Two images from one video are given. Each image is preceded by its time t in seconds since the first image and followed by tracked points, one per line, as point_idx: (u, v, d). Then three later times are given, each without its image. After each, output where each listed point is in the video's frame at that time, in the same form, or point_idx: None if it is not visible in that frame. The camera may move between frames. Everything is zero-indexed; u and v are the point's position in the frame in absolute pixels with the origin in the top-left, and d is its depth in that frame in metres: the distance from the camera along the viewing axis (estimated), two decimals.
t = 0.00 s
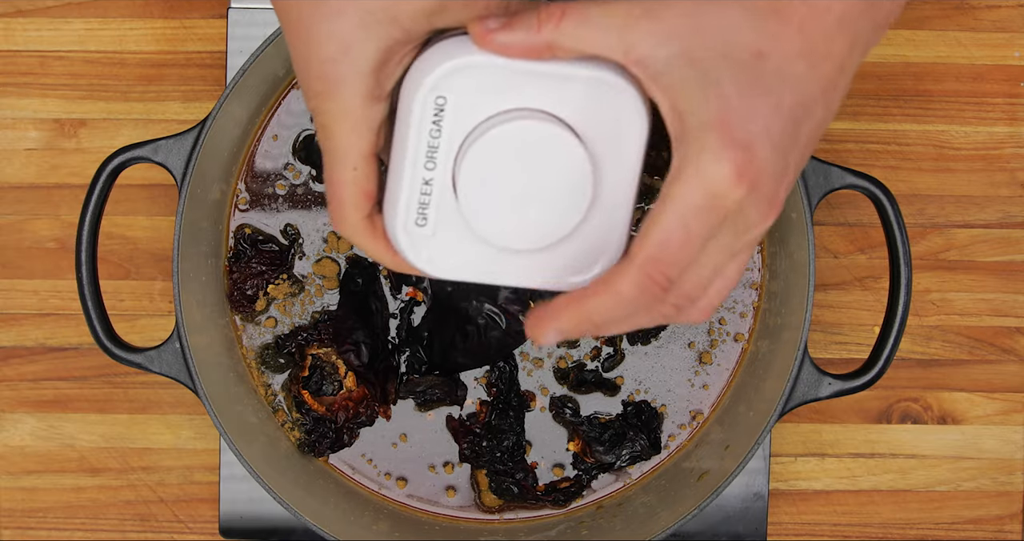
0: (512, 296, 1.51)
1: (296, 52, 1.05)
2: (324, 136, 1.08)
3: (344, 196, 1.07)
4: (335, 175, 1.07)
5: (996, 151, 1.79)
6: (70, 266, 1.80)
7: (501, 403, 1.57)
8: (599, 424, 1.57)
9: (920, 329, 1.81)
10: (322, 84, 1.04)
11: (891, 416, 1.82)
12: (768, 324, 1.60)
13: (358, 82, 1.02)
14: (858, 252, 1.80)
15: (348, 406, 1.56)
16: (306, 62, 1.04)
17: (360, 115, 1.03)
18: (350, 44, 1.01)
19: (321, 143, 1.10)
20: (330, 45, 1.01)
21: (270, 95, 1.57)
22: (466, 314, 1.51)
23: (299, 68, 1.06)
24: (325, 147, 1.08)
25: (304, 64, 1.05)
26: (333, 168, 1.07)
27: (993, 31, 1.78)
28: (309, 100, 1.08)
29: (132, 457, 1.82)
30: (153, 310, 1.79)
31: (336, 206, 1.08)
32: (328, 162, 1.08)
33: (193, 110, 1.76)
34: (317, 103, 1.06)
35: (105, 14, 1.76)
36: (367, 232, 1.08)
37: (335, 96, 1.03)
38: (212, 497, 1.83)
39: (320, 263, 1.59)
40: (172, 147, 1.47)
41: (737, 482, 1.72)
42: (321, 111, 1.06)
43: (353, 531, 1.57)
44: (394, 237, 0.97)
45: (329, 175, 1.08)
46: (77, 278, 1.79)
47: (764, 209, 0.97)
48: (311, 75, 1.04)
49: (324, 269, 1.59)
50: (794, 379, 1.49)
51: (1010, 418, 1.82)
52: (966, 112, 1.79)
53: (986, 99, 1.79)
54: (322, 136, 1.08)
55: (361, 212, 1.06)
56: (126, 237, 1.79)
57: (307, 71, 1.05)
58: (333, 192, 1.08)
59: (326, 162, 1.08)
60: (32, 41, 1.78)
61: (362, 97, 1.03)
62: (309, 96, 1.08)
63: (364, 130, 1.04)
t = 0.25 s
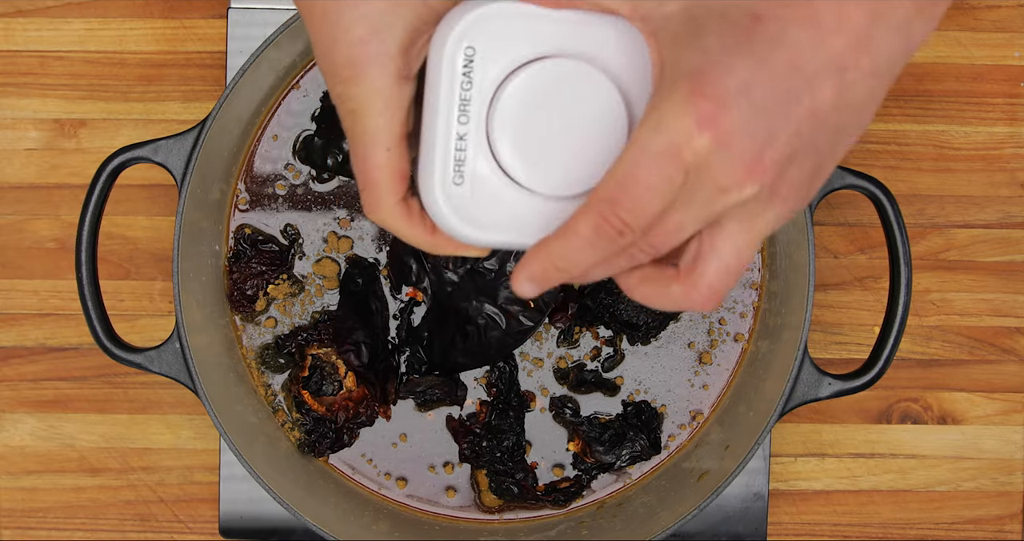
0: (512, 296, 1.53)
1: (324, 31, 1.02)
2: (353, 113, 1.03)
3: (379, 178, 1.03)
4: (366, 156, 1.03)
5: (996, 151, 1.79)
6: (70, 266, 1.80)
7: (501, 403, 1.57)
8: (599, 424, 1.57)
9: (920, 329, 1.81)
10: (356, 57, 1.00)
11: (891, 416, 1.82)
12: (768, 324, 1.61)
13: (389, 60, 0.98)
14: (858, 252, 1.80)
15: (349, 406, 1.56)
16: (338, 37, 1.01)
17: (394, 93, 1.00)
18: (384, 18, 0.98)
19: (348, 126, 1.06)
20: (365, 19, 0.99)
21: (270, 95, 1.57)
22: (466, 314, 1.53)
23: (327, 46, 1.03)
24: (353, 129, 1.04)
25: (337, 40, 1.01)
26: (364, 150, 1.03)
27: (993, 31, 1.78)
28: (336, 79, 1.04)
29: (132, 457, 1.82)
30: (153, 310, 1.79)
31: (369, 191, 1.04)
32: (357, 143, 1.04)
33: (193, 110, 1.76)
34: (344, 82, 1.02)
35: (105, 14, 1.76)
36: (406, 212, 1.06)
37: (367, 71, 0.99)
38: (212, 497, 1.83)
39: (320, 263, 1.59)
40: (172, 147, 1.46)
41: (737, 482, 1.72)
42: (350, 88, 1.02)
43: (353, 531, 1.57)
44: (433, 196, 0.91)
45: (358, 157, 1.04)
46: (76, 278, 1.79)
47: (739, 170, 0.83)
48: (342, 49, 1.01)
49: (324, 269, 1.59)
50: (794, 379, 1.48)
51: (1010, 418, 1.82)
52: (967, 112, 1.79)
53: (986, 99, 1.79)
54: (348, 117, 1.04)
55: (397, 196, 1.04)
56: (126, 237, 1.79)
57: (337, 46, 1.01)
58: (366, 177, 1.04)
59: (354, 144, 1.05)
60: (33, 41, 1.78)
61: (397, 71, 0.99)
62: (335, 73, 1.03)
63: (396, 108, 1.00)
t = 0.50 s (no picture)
0: (512, 296, 1.54)
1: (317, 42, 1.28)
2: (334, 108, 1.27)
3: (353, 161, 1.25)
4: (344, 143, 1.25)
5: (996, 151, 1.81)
6: (70, 266, 1.80)
7: (501, 403, 1.57)
8: (599, 424, 1.57)
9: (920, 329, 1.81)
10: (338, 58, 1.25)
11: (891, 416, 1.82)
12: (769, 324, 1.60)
13: (371, 51, 1.24)
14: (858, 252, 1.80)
15: (349, 406, 1.56)
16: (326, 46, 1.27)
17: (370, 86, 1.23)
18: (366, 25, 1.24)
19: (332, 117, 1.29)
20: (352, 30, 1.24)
21: (270, 95, 1.57)
22: (466, 314, 1.55)
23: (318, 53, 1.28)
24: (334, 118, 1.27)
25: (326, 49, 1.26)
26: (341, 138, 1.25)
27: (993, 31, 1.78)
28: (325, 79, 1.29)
29: (132, 457, 1.82)
30: (153, 310, 1.79)
31: (345, 174, 1.26)
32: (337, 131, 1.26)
33: (193, 110, 1.76)
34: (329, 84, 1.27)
35: (105, 14, 1.76)
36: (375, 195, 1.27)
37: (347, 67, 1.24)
38: (212, 497, 1.83)
39: (320, 263, 1.59)
40: (173, 147, 1.47)
41: (737, 482, 1.72)
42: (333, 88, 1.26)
43: (353, 531, 1.61)
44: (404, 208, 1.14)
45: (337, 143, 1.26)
46: (76, 278, 1.79)
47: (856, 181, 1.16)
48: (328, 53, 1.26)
49: (325, 269, 1.58)
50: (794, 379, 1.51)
51: (1010, 418, 1.82)
52: (966, 112, 1.80)
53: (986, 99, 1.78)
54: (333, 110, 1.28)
55: (368, 175, 1.25)
56: (126, 237, 1.79)
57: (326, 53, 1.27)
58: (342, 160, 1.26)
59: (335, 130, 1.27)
60: (32, 41, 1.78)
61: (375, 68, 1.24)
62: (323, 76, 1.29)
63: (373, 98, 1.23)
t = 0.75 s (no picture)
0: (512, 296, 1.54)
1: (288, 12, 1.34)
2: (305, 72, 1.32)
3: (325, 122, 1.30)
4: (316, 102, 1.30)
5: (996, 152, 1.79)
6: (70, 266, 1.80)
7: (501, 403, 1.57)
8: (599, 424, 1.57)
9: (920, 329, 1.81)
10: (310, 23, 1.33)
11: (891, 416, 1.82)
12: (768, 324, 1.61)
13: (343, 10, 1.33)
14: (858, 252, 1.80)
15: (349, 406, 1.56)
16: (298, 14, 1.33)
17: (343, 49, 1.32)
18: None
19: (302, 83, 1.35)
20: None
21: (270, 95, 1.58)
22: (466, 314, 1.55)
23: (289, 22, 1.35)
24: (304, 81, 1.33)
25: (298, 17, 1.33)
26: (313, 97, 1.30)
27: (993, 31, 1.78)
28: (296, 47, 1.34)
29: (132, 457, 1.82)
30: (153, 310, 1.79)
31: (316, 134, 1.31)
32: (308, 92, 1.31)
33: (193, 110, 1.76)
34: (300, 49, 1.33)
35: (105, 14, 1.76)
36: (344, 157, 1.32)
37: (320, 30, 1.31)
38: (211, 497, 1.83)
39: (320, 262, 1.59)
40: (173, 147, 1.47)
41: (737, 482, 1.72)
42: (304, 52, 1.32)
43: (354, 530, 1.60)
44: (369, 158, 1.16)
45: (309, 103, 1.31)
46: (76, 278, 1.79)
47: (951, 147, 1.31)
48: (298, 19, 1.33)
49: (324, 268, 1.58)
50: (793, 379, 1.49)
51: (1010, 418, 1.82)
52: (967, 112, 1.78)
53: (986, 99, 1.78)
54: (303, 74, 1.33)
55: (340, 134, 1.31)
56: (126, 237, 1.79)
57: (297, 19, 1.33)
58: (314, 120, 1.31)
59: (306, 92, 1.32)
60: (32, 41, 1.78)
61: (347, 33, 1.33)
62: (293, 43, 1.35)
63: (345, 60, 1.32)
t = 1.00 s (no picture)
0: (512, 296, 1.53)
1: None
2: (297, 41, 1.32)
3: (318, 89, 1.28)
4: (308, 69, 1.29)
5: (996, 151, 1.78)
6: (70, 266, 1.80)
7: (501, 403, 1.57)
8: (599, 424, 1.57)
9: (920, 329, 1.81)
10: None
11: (891, 416, 1.82)
12: (768, 324, 1.62)
13: None
14: (858, 252, 1.80)
15: (348, 406, 1.56)
16: None
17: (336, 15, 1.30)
18: None
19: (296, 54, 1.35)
20: None
21: (270, 95, 1.58)
22: (466, 314, 1.54)
23: None
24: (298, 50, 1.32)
25: None
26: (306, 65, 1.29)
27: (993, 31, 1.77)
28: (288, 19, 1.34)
29: (132, 457, 1.82)
30: (153, 310, 1.79)
31: (310, 101, 1.29)
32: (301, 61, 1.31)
33: (193, 110, 1.76)
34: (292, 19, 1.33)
35: (105, 14, 1.76)
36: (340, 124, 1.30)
37: None
38: (212, 496, 1.83)
39: (320, 262, 1.59)
40: (173, 147, 1.46)
41: (737, 482, 1.72)
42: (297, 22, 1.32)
43: (354, 531, 1.60)
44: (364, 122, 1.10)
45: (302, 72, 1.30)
46: (76, 278, 1.79)
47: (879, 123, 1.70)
48: None
49: (324, 269, 1.59)
50: (793, 379, 1.49)
51: (1010, 418, 1.82)
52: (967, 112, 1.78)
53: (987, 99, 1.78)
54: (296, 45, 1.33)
55: (335, 100, 1.29)
56: (126, 237, 1.79)
57: None
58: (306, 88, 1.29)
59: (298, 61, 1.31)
60: (32, 40, 1.78)
61: None
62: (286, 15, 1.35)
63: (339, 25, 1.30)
